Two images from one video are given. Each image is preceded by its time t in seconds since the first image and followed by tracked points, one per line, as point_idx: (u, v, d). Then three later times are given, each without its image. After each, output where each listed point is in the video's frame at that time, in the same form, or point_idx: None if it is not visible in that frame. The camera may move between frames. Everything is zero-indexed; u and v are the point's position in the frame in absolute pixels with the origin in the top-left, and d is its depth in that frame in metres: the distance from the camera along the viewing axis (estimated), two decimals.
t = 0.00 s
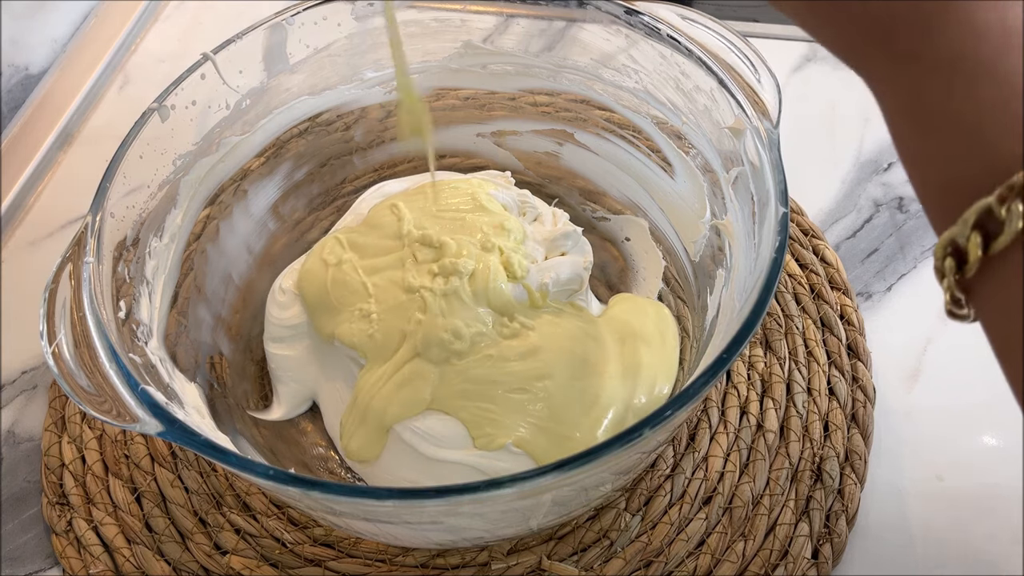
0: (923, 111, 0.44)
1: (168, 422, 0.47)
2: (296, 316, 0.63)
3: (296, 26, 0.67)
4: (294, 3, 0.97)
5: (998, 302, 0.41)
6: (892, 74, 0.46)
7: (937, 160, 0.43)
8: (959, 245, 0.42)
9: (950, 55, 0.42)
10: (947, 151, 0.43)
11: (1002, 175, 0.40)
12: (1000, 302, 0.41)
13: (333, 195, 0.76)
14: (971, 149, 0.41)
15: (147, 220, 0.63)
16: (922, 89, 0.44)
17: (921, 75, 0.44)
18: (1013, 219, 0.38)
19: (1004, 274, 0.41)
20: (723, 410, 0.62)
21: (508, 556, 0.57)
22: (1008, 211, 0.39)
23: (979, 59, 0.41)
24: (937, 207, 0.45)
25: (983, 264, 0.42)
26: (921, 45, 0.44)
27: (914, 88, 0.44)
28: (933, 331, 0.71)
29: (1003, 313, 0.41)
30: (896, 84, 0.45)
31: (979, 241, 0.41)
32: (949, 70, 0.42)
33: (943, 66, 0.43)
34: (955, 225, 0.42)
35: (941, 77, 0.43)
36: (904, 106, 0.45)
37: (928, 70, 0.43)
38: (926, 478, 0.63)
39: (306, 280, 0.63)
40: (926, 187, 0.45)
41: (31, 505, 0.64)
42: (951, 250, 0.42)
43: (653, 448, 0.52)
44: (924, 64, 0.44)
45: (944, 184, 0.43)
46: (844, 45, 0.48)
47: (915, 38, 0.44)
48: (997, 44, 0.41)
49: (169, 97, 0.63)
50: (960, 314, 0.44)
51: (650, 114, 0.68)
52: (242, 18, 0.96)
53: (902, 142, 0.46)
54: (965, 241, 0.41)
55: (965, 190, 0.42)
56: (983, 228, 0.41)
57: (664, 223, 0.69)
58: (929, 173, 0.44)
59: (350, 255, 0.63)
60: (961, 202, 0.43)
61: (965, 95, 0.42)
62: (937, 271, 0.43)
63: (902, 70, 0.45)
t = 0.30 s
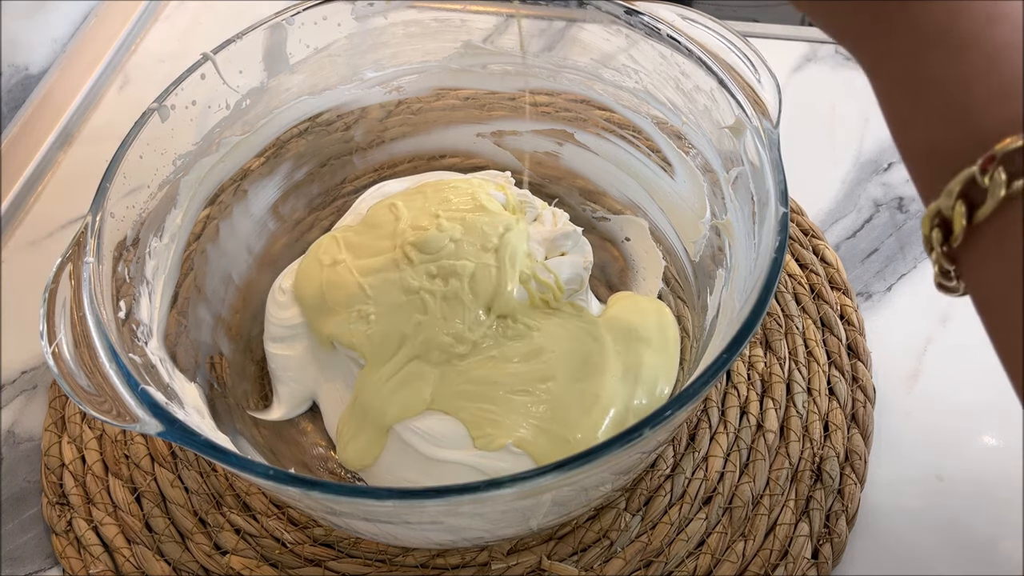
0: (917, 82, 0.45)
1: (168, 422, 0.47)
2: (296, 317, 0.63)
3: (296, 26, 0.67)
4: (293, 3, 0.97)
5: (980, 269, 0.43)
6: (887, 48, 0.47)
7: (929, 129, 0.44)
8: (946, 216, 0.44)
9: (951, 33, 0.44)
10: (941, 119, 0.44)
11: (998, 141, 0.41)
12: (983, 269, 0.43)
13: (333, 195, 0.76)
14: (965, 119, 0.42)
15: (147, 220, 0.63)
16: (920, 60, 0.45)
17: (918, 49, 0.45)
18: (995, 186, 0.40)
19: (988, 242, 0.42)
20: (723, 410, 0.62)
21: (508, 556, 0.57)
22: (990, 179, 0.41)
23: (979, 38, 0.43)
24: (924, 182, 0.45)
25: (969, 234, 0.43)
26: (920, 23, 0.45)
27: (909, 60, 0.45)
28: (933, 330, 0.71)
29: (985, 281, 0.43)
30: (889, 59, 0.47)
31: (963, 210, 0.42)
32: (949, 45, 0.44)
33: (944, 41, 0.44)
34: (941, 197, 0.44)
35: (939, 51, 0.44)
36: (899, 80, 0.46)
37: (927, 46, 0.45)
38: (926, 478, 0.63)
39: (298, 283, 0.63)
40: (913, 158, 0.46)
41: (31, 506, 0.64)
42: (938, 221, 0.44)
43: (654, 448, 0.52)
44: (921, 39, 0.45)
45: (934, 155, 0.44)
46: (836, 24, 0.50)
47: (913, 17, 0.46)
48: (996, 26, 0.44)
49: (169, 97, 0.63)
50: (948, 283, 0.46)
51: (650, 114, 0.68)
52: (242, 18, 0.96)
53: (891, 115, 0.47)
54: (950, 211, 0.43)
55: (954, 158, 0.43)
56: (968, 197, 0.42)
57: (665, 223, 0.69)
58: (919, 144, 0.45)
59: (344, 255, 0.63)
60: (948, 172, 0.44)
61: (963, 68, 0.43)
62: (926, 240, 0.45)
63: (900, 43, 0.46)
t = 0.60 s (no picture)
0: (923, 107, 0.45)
1: (168, 422, 0.47)
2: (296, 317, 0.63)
3: (296, 26, 0.67)
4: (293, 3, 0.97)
5: (989, 292, 0.43)
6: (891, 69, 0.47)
7: (937, 156, 0.45)
8: (955, 238, 0.44)
9: (954, 54, 0.44)
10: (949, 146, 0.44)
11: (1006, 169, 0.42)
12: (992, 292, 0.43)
13: (333, 195, 0.76)
14: (973, 146, 0.43)
15: (147, 220, 0.63)
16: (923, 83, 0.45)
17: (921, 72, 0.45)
18: (1010, 210, 0.40)
19: (998, 265, 0.43)
20: (723, 410, 0.62)
21: (508, 556, 0.57)
22: (1004, 203, 0.41)
23: (982, 58, 0.43)
24: (934, 205, 0.46)
25: (977, 257, 0.44)
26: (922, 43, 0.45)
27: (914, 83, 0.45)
28: (934, 330, 0.71)
29: (995, 303, 0.43)
30: (893, 82, 0.47)
31: (975, 232, 0.42)
32: (952, 67, 0.44)
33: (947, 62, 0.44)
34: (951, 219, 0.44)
35: (942, 74, 0.44)
36: (904, 104, 0.46)
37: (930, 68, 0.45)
38: (925, 479, 0.63)
39: (297, 283, 0.63)
40: (922, 182, 0.46)
41: (31, 506, 0.64)
42: (946, 243, 0.44)
43: (654, 448, 0.52)
44: (925, 61, 0.45)
45: (944, 180, 0.45)
46: (839, 44, 0.49)
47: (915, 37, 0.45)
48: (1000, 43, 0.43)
49: (169, 97, 0.63)
50: (948, 308, 0.46)
51: (650, 114, 0.68)
52: (242, 18, 0.96)
53: (897, 139, 0.47)
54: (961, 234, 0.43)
55: (965, 185, 0.44)
56: (979, 220, 0.43)
57: (665, 223, 0.69)
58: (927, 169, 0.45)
59: (342, 255, 0.63)
60: (959, 198, 0.44)
61: (967, 92, 0.43)
62: (933, 263, 0.45)
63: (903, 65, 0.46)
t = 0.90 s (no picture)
0: (907, 128, 0.45)
1: (168, 422, 0.47)
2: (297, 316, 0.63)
3: (296, 26, 0.67)
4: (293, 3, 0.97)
5: (979, 314, 0.44)
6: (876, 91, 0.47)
7: (924, 177, 0.45)
8: (943, 261, 0.44)
9: (937, 79, 0.44)
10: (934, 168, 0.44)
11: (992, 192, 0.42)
12: (980, 315, 0.44)
13: (333, 195, 0.76)
14: (961, 169, 0.43)
15: (147, 220, 0.63)
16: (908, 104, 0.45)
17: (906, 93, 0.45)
18: (990, 236, 0.41)
19: (985, 287, 0.43)
20: (723, 410, 0.62)
21: (509, 556, 0.57)
22: (985, 228, 0.41)
23: (966, 80, 0.43)
24: (923, 226, 0.46)
25: (965, 280, 0.44)
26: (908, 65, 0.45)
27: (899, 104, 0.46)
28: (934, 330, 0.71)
29: (984, 324, 0.43)
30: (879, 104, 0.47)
31: (959, 256, 0.43)
32: (936, 89, 0.44)
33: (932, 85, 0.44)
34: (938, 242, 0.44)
35: (927, 95, 0.44)
36: (891, 125, 0.46)
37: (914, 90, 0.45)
38: (926, 479, 0.63)
39: (297, 283, 0.63)
40: (910, 203, 0.46)
41: (31, 506, 0.64)
42: (934, 266, 0.45)
43: (654, 448, 0.52)
44: (909, 82, 0.45)
45: (931, 202, 0.45)
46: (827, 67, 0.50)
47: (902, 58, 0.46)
48: (986, 64, 0.43)
49: (169, 97, 0.63)
50: (942, 327, 0.47)
51: (650, 114, 0.68)
52: (242, 18, 0.96)
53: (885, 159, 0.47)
54: (947, 258, 0.44)
55: (953, 208, 0.44)
56: (963, 244, 0.43)
57: (665, 223, 0.69)
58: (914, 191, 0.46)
59: (340, 255, 0.63)
60: (947, 220, 0.44)
61: (952, 116, 0.43)
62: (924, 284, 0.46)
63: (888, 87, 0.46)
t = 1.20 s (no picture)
0: (920, 135, 0.46)
1: (168, 422, 0.47)
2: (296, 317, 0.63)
3: (296, 26, 0.67)
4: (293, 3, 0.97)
5: (990, 321, 0.44)
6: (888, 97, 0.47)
7: (937, 186, 0.46)
8: (956, 267, 0.45)
9: (951, 87, 0.44)
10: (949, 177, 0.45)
11: (1002, 205, 0.43)
12: (993, 324, 0.44)
13: (333, 195, 0.76)
14: (975, 179, 0.44)
15: (147, 220, 0.63)
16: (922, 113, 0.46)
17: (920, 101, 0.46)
18: (1012, 243, 0.41)
19: (999, 294, 0.44)
20: (723, 410, 0.62)
21: (508, 556, 0.57)
22: (1005, 235, 0.42)
23: (981, 89, 0.43)
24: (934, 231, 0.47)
25: (979, 287, 0.45)
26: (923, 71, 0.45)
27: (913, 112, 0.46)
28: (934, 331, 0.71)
29: (995, 331, 0.44)
30: (891, 110, 0.47)
31: (975, 263, 0.43)
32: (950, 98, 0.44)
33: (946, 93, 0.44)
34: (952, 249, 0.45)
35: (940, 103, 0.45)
36: (903, 131, 0.47)
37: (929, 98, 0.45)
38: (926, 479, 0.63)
39: (296, 283, 0.63)
40: (921, 208, 0.47)
41: (31, 506, 0.64)
42: (948, 272, 0.45)
43: (654, 448, 0.52)
44: (923, 90, 0.45)
45: (943, 209, 0.46)
46: (838, 69, 0.50)
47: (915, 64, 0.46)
48: (999, 71, 0.43)
49: (169, 98, 0.63)
50: (944, 333, 0.47)
51: (650, 114, 0.68)
52: (242, 18, 0.96)
53: (896, 166, 0.48)
54: (963, 265, 0.44)
55: (964, 216, 0.45)
56: (980, 251, 0.43)
57: (665, 223, 0.69)
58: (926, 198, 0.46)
59: (338, 255, 0.63)
60: (959, 227, 0.45)
61: (967, 125, 0.44)
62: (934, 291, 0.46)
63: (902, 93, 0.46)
